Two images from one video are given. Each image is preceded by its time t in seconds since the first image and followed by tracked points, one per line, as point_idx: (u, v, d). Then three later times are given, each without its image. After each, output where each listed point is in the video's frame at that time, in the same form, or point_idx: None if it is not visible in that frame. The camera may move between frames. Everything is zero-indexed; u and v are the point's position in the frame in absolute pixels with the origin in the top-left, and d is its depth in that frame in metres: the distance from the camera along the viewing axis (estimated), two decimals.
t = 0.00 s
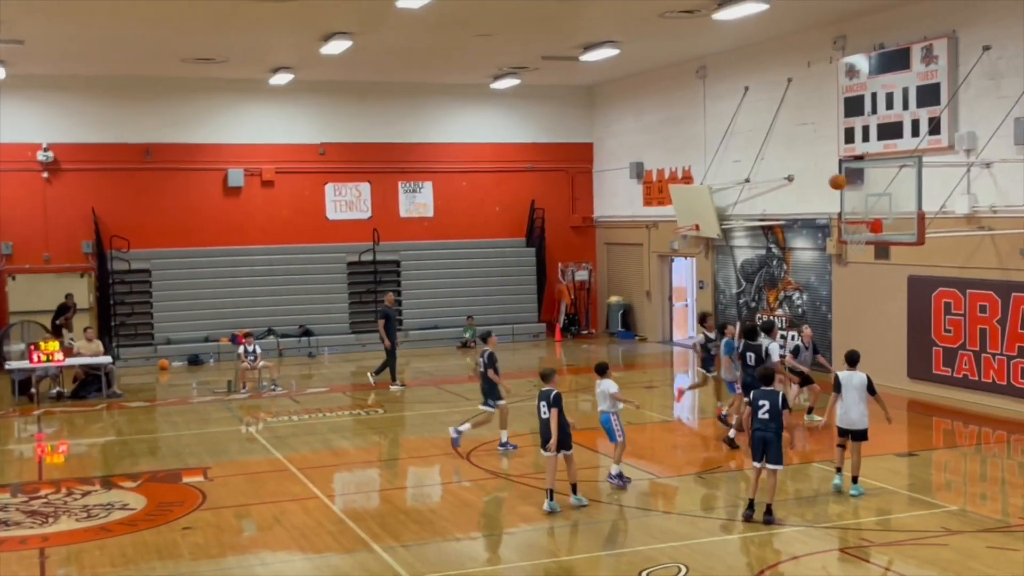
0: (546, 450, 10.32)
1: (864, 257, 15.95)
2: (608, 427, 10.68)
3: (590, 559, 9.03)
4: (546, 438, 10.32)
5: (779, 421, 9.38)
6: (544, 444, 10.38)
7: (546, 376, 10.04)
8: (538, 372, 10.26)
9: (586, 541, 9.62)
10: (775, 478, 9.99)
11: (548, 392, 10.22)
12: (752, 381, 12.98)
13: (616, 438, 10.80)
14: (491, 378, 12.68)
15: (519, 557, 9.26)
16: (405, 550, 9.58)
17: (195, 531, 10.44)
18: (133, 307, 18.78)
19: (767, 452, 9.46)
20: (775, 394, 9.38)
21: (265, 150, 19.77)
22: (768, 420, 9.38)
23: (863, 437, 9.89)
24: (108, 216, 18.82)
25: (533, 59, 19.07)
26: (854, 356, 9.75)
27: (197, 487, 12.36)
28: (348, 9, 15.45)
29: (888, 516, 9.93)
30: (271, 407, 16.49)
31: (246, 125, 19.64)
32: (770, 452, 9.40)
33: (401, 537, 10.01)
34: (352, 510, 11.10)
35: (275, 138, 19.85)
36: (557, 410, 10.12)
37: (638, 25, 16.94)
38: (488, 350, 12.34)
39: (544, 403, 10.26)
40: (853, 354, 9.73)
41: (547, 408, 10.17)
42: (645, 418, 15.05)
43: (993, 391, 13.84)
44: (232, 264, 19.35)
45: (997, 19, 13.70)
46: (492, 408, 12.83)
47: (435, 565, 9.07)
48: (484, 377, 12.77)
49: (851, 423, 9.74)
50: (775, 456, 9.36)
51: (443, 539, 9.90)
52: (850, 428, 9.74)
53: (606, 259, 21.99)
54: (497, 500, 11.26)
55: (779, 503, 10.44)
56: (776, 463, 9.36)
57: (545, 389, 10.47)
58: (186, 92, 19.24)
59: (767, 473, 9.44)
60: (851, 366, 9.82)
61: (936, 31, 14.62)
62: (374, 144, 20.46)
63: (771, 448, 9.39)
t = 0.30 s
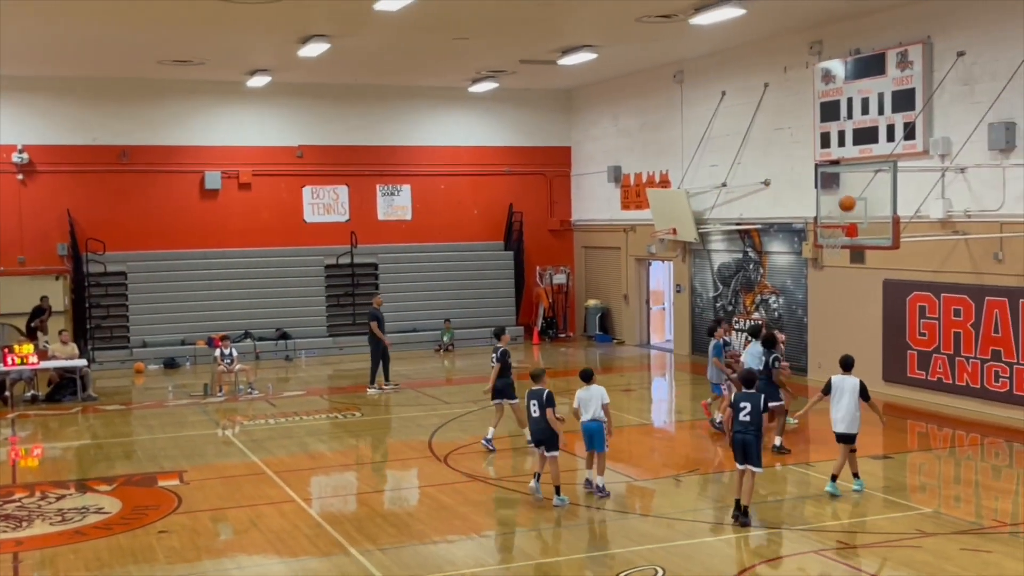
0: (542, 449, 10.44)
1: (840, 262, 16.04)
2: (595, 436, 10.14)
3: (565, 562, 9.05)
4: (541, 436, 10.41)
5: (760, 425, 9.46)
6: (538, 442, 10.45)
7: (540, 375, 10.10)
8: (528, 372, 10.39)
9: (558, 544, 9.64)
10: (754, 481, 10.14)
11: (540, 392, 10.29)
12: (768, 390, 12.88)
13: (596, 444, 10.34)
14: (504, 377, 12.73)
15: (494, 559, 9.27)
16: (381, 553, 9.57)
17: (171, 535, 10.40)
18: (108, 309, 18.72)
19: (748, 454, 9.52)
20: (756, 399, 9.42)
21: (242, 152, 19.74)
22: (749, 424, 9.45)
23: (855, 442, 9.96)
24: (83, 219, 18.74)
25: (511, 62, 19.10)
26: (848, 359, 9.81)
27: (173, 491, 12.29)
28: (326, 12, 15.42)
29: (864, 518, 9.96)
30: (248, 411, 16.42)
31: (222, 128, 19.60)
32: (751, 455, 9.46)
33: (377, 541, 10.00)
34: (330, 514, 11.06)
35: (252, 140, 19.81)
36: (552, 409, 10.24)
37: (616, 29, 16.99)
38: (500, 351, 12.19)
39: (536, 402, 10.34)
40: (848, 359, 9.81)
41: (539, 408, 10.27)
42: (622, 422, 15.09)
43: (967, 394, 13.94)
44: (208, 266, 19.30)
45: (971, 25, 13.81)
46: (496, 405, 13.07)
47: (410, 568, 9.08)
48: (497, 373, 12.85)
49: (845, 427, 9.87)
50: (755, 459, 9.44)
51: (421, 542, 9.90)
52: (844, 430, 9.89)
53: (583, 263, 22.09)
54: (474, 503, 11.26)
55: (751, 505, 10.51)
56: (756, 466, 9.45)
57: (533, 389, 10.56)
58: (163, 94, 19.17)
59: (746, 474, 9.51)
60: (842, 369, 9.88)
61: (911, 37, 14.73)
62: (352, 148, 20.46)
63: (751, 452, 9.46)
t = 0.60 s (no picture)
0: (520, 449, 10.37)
1: (821, 264, 16.10)
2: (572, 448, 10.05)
3: (546, 564, 9.06)
4: (519, 436, 10.33)
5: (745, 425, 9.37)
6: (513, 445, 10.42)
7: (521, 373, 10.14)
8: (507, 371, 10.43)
9: (537, 545, 9.65)
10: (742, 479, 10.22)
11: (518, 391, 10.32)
12: (786, 397, 12.45)
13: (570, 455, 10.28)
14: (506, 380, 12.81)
15: (477, 561, 9.27)
16: (363, 555, 9.56)
17: (152, 537, 10.36)
18: (89, 310, 18.64)
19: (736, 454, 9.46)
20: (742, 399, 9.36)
21: (224, 153, 19.70)
22: (735, 423, 9.36)
23: (861, 437, 10.12)
24: (64, 219, 18.66)
25: (495, 64, 19.11)
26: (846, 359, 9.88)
27: (154, 493, 12.24)
28: (309, 13, 15.39)
29: (845, 519, 10.00)
30: (230, 412, 16.37)
31: (204, 129, 19.55)
32: (738, 454, 9.39)
33: (359, 542, 9.99)
34: (313, 515, 11.04)
35: (235, 141, 19.77)
36: (530, 408, 10.27)
37: (600, 31, 17.01)
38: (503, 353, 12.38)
39: (514, 400, 10.36)
40: (844, 357, 9.88)
41: (517, 408, 10.29)
42: (604, 423, 15.11)
43: (948, 395, 13.99)
44: (190, 268, 19.26)
45: (951, 29, 13.88)
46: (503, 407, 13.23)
47: (392, 570, 9.06)
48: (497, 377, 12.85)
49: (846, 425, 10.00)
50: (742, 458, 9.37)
51: (404, 544, 9.90)
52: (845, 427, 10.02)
53: (566, 265, 22.13)
54: (456, 505, 11.25)
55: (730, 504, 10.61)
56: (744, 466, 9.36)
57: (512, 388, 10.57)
58: (145, 95, 19.12)
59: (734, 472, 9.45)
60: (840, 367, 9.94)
61: (893, 40, 14.80)
62: (336, 148, 20.44)
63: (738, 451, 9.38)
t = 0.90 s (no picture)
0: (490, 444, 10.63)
1: (807, 263, 16.15)
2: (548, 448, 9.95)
3: (530, 563, 9.06)
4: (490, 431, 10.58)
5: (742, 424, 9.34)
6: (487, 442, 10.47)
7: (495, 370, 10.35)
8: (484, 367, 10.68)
9: (521, 544, 9.66)
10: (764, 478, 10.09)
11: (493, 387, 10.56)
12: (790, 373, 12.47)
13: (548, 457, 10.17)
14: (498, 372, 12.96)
15: (462, 559, 9.27)
16: (350, 554, 9.55)
17: (138, 536, 10.33)
18: (75, 309, 18.56)
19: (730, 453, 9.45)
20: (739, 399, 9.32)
21: (211, 151, 19.67)
22: (732, 423, 9.32)
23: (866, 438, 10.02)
24: (50, 218, 18.59)
25: (483, 63, 19.11)
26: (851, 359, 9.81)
27: (140, 492, 12.20)
28: (296, 11, 15.38)
29: (831, 517, 10.03)
30: (217, 411, 16.33)
31: (191, 127, 19.52)
32: (734, 454, 9.36)
33: (346, 541, 9.97)
34: (298, 514, 11.03)
35: (222, 139, 19.74)
36: (501, 405, 10.45)
37: (588, 30, 17.04)
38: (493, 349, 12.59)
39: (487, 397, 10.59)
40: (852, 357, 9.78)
41: (487, 402, 10.51)
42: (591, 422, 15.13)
43: (933, 394, 14.05)
44: (176, 266, 19.22)
45: (936, 29, 13.96)
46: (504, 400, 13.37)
47: (379, 569, 9.06)
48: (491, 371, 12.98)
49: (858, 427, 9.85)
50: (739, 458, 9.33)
51: (391, 542, 9.90)
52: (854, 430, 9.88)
53: (554, 263, 22.16)
54: (442, 504, 11.24)
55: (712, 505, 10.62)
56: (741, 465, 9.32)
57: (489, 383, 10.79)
58: (132, 92, 19.07)
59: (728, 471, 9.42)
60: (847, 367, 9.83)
61: (878, 40, 14.86)
62: (323, 147, 20.43)
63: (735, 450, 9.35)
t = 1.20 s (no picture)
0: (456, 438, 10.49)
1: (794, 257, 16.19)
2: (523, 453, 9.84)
3: (516, 556, 9.07)
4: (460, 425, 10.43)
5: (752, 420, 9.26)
6: (457, 436, 10.44)
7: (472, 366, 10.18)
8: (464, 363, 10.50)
9: (508, 537, 9.66)
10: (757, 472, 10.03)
11: (470, 384, 10.39)
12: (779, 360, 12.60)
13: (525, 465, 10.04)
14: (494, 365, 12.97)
15: (449, 553, 9.27)
16: (338, 548, 9.54)
17: (125, 530, 10.31)
18: (62, 303, 18.47)
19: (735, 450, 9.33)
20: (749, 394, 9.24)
21: (198, 144, 19.61)
22: (740, 418, 9.25)
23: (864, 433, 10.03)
24: (36, 212, 18.50)
25: (471, 57, 19.08)
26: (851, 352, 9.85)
27: (126, 486, 12.18)
28: (284, 5, 15.33)
29: (818, 511, 10.07)
30: (204, 405, 16.29)
31: (179, 121, 19.45)
32: (742, 449, 9.26)
33: (334, 536, 9.97)
34: (285, 508, 11.02)
35: (209, 133, 19.68)
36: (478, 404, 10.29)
37: (576, 24, 17.03)
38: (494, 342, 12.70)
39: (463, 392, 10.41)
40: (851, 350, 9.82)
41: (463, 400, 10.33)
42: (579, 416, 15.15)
43: (919, 387, 14.11)
44: (163, 260, 19.16)
45: (922, 25, 14.01)
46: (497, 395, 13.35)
47: (366, 563, 9.06)
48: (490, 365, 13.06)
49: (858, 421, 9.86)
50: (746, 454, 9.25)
51: (378, 536, 9.90)
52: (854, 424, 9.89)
53: (542, 258, 22.18)
54: (430, 498, 11.24)
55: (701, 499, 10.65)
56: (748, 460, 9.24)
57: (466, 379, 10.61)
58: (119, 86, 18.99)
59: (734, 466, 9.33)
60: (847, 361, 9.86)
61: (865, 35, 14.90)
62: (311, 140, 20.39)
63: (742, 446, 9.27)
